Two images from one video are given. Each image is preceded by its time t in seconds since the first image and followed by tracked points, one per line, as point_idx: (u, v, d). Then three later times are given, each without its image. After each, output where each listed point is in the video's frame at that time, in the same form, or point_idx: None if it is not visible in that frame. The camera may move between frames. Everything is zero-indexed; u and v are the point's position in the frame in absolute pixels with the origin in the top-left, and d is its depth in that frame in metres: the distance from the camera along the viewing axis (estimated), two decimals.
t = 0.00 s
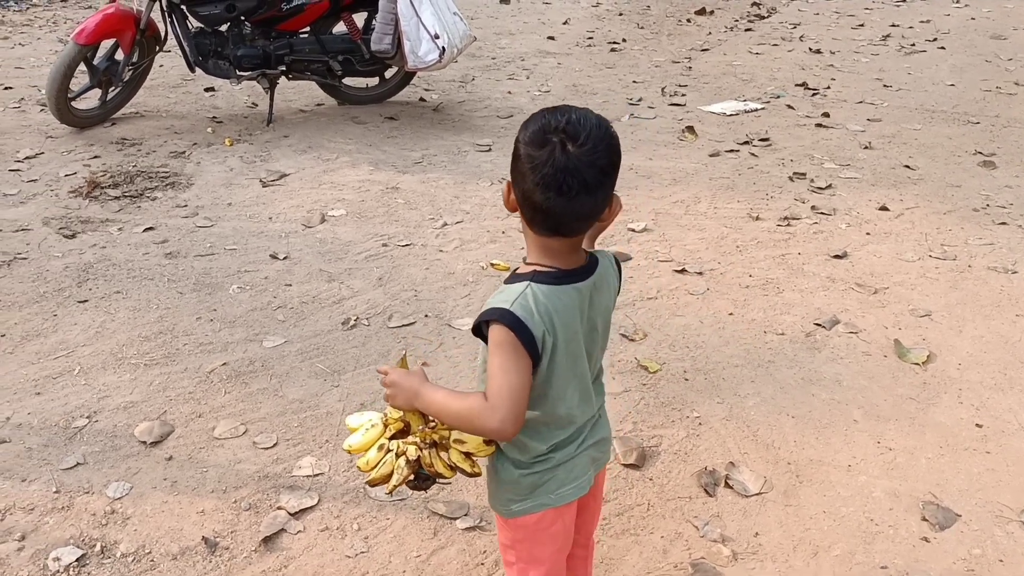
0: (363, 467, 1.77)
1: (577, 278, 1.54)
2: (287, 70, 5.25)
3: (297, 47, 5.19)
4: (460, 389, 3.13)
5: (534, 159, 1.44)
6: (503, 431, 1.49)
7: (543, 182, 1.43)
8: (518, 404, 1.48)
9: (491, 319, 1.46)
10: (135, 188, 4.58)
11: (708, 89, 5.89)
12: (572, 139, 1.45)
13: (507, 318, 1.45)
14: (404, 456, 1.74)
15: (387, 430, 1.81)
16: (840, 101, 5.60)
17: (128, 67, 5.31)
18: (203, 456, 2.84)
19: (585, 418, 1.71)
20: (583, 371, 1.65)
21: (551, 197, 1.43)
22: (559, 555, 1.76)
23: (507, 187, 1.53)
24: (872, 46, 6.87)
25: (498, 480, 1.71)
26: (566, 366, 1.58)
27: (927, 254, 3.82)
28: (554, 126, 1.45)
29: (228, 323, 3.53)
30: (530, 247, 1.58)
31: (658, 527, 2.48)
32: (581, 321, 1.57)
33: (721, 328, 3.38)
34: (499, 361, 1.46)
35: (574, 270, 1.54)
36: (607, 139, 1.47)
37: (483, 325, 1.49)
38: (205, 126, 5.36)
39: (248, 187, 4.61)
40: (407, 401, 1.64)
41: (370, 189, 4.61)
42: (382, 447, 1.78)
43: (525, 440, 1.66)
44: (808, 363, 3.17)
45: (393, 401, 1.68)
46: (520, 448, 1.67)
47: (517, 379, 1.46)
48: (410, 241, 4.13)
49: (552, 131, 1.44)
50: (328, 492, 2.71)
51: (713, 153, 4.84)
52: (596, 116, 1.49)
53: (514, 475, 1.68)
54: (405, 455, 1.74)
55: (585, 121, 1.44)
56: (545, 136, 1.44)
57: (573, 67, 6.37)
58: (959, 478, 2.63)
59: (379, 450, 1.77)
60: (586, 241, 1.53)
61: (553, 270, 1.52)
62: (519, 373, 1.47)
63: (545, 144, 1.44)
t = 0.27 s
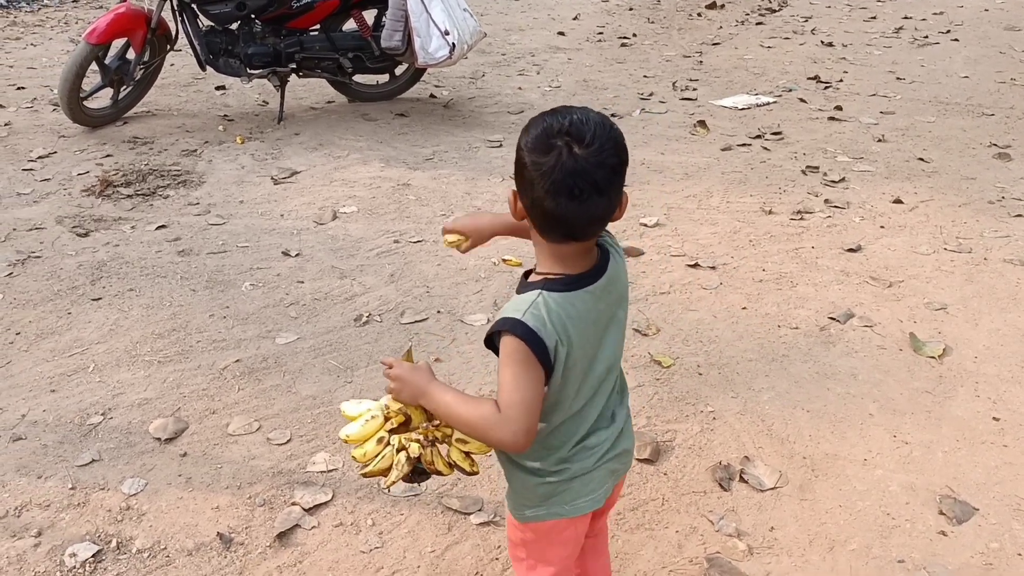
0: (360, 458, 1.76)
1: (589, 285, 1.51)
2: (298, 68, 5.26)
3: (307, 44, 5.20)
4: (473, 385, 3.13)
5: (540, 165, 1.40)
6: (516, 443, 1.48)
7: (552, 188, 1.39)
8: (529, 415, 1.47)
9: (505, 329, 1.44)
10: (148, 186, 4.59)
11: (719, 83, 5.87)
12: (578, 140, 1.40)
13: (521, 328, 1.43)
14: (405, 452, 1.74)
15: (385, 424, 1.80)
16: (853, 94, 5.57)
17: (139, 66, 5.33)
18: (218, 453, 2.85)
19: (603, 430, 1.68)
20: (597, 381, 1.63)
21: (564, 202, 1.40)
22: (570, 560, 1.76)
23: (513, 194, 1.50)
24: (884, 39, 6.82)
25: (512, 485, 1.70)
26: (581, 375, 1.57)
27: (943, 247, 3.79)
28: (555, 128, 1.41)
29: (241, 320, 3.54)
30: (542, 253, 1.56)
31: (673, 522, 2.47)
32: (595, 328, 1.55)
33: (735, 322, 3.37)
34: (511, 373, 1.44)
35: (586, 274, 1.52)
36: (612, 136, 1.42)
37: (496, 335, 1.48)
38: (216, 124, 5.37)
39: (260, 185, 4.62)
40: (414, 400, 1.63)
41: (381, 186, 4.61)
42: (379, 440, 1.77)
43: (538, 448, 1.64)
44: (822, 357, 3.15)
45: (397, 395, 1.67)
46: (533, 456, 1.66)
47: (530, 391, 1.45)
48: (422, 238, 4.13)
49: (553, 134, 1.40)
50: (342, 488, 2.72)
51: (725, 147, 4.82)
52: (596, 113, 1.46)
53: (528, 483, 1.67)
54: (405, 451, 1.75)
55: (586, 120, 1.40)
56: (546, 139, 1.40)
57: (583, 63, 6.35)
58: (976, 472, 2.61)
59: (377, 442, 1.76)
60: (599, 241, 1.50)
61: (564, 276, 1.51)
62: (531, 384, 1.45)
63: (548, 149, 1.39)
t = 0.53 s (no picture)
0: (405, 479, 1.70)
1: (615, 276, 1.51)
2: (299, 63, 5.25)
3: (309, 39, 5.18)
4: (476, 382, 3.14)
5: (584, 173, 1.37)
6: (560, 436, 1.47)
7: (599, 193, 1.38)
8: (571, 406, 1.45)
9: (545, 322, 1.41)
10: (149, 182, 4.59)
11: (721, 77, 5.85)
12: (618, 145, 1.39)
13: (563, 320, 1.40)
14: (450, 461, 1.70)
15: (421, 440, 1.73)
16: (855, 88, 5.55)
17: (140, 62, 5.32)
18: (221, 451, 2.85)
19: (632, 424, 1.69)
20: (627, 373, 1.62)
21: (609, 205, 1.40)
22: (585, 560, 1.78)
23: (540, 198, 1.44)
24: (887, 32, 6.79)
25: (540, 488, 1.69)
26: (614, 367, 1.56)
27: (946, 242, 3.78)
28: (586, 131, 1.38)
29: (243, 317, 3.54)
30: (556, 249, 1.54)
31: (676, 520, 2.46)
32: (625, 320, 1.55)
33: (738, 319, 3.36)
34: (553, 367, 1.42)
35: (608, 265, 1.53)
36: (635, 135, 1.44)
37: (531, 330, 1.44)
38: (218, 120, 5.36)
39: (261, 181, 4.62)
40: (448, 408, 1.58)
41: (383, 182, 4.60)
42: (422, 458, 1.71)
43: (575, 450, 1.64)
44: (825, 353, 3.15)
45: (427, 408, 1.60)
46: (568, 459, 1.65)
47: (572, 383, 1.44)
48: (424, 234, 4.12)
49: (593, 141, 1.37)
50: (345, 486, 2.72)
51: (728, 142, 4.81)
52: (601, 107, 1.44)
53: (559, 486, 1.67)
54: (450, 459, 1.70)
55: (617, 123, 1.39)
56: (587, 145, 1.37)
57: (585, 57, 6.33)
58: (980, 469, 2.61)
59: (422, 462, 1.71)
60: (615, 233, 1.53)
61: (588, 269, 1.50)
62: (573, 376, 1.43)
63: (593, 156, 1.36)
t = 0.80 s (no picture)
0: (478, 509, 1.64)
1: (637, 267, 1.51)
2: (301, 61, 5.24)
3: (310, 38, 5.17)
4: (478, 381, 3.13)
5: (643, 165, 1.38)
6: (601, 421, 1.46)
7: (654, 186, 1.40)
8: (607, 388, 1.45)
9: (562, 313, 1.41)
10: (151, 180, 4.58)
11: (724, 76, 5.84)
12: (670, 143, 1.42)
13: (579, 308, 1.41)
14: (509, 470, 1.67)
15: (473, 469, 1.67)
16: (858, 87, 5.54)
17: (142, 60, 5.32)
18: (222, 449, 2.85)
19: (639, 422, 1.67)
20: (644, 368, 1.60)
21: (662, 198, 1.42)
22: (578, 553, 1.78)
23: (592, 190, 1.42)
24: (890, 32, 6.77)
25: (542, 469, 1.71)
26: (631, 359, 1.55)
27: (949, 241, 3.77)
28: (644, 124, 1.40)
29: (244, 315, 3.54)
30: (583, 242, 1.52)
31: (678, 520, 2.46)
32: (643, 312, 1.54)
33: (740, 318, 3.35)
34: (578, 353, 1.42)
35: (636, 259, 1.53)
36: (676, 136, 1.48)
37: (549, 320, 1.44)
38: (220, 118, 5.36)
39: (263, 179, 4.61)
40: (483, 425, 1.49)
41: (385, 180, 4.60)
42: (484, 484, 1.66)
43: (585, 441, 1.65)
44: (828, 353, 3.14)
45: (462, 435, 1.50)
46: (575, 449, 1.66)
47: (601, 367, 1.43)
48: (425, 232, 4.12)
49: (651, 133, 1.39)
50: (346, 485, 2.71)
51: (730, 141, 4.80)
52: (645, 102, 1.46)
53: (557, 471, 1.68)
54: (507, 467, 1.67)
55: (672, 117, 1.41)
56: (646, 137, 1.39)
57: (587, 56, 6.33)
58: (983, 469, 2.60)
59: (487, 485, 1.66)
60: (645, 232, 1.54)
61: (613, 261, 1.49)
62: (603, 360, 1.43)
63: (653, 148, 1.38)
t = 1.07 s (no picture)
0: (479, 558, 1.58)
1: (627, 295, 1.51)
2: (305, 59, 5.23)
3: (315, 36, 5.17)
4: (482, 381, 3.14)
5: (625, 183, 1.40)
6: (613, 459, 1.47)
7: (634, 206, 1.41)
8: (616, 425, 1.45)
9: (568, 356, 1.39)
10: (155, 178, 4.59)
11: (728, 75, 5.83)
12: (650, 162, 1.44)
13: (585, 348, 1.39)
14: (511, 518, 1.62)
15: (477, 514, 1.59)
16: (863, 86, 5.52)
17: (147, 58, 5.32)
18: (226, 448, 2.85)
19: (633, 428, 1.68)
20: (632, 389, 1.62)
21: (643, 218, 1.43)
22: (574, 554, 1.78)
23: (572, 209, 1.43)
24: (895, 30, 6.76)
25: (540, 482, 1.68)
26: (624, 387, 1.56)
27: (954, 241, 3.77)
28: (625, 141, 1.42)
29: (248, 314, 3.54)
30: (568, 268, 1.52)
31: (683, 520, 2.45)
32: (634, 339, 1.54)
33: (745, 318, 3.35)
34: (588, 396, 1.40)
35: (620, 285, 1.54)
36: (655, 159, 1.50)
37: (559, 361, 1.41)
38: (224, 116, 5.36)
39: (267, 177, 4.61)
40: (491, 469, 1.44)
41: (389, 179, 4.59)
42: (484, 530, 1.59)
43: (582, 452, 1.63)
44: (833, 353, 3.13)
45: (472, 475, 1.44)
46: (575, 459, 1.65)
47: (611, 404, 1.43)
48: (430, 231, 4.12)
49: (634, 151, 1.41)
50: (350, 484, 2.71)
51: (735, 140, 4.80)
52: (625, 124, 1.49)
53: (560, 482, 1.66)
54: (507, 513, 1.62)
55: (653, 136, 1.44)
56: (629, 155, 1.40)
57: (591, 54, 6.32)
58: (988, 470, 2.60)
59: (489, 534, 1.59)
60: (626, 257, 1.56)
61: (602, 288, 1.50)
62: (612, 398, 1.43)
63: (635, 165, 1.40)
